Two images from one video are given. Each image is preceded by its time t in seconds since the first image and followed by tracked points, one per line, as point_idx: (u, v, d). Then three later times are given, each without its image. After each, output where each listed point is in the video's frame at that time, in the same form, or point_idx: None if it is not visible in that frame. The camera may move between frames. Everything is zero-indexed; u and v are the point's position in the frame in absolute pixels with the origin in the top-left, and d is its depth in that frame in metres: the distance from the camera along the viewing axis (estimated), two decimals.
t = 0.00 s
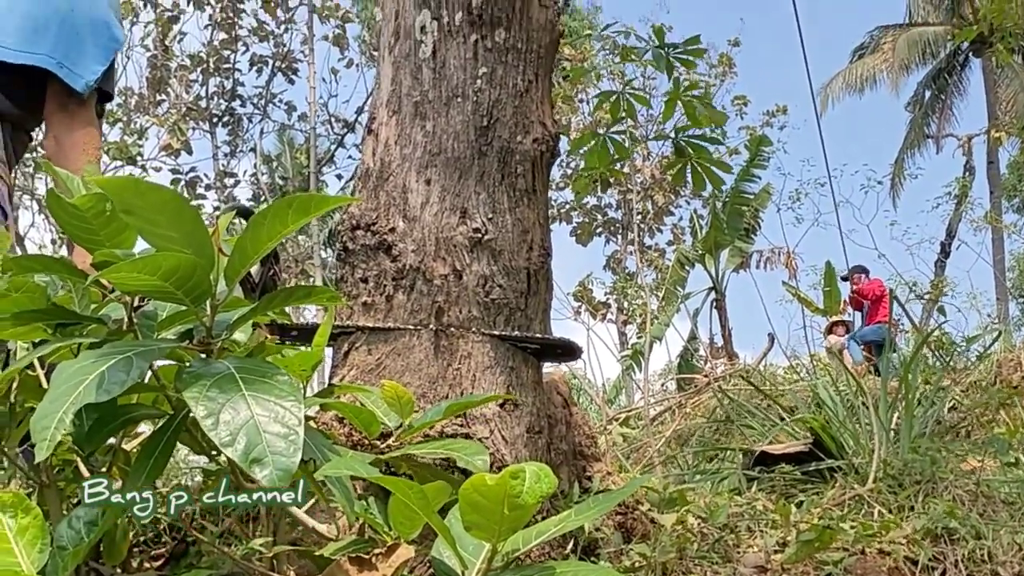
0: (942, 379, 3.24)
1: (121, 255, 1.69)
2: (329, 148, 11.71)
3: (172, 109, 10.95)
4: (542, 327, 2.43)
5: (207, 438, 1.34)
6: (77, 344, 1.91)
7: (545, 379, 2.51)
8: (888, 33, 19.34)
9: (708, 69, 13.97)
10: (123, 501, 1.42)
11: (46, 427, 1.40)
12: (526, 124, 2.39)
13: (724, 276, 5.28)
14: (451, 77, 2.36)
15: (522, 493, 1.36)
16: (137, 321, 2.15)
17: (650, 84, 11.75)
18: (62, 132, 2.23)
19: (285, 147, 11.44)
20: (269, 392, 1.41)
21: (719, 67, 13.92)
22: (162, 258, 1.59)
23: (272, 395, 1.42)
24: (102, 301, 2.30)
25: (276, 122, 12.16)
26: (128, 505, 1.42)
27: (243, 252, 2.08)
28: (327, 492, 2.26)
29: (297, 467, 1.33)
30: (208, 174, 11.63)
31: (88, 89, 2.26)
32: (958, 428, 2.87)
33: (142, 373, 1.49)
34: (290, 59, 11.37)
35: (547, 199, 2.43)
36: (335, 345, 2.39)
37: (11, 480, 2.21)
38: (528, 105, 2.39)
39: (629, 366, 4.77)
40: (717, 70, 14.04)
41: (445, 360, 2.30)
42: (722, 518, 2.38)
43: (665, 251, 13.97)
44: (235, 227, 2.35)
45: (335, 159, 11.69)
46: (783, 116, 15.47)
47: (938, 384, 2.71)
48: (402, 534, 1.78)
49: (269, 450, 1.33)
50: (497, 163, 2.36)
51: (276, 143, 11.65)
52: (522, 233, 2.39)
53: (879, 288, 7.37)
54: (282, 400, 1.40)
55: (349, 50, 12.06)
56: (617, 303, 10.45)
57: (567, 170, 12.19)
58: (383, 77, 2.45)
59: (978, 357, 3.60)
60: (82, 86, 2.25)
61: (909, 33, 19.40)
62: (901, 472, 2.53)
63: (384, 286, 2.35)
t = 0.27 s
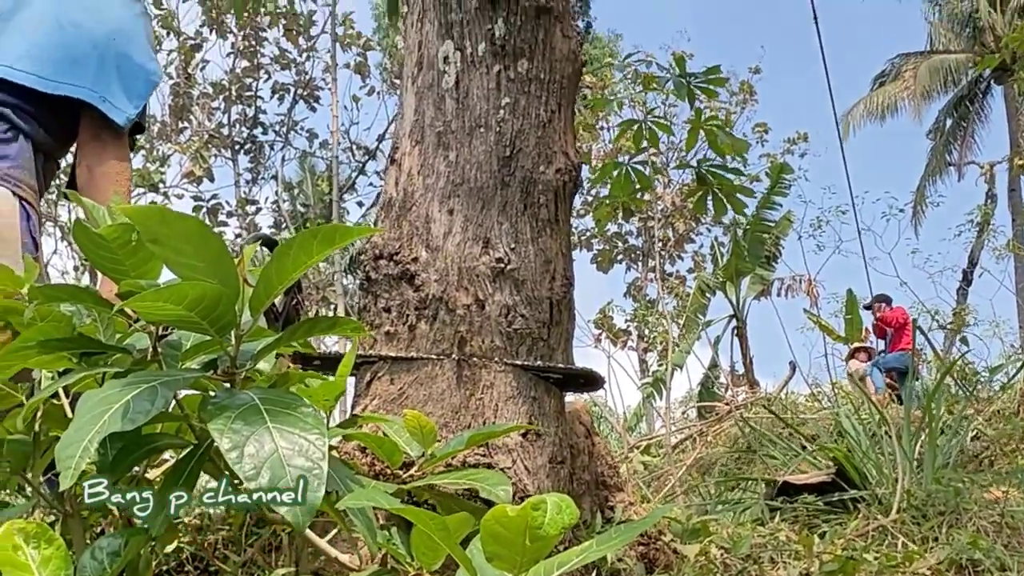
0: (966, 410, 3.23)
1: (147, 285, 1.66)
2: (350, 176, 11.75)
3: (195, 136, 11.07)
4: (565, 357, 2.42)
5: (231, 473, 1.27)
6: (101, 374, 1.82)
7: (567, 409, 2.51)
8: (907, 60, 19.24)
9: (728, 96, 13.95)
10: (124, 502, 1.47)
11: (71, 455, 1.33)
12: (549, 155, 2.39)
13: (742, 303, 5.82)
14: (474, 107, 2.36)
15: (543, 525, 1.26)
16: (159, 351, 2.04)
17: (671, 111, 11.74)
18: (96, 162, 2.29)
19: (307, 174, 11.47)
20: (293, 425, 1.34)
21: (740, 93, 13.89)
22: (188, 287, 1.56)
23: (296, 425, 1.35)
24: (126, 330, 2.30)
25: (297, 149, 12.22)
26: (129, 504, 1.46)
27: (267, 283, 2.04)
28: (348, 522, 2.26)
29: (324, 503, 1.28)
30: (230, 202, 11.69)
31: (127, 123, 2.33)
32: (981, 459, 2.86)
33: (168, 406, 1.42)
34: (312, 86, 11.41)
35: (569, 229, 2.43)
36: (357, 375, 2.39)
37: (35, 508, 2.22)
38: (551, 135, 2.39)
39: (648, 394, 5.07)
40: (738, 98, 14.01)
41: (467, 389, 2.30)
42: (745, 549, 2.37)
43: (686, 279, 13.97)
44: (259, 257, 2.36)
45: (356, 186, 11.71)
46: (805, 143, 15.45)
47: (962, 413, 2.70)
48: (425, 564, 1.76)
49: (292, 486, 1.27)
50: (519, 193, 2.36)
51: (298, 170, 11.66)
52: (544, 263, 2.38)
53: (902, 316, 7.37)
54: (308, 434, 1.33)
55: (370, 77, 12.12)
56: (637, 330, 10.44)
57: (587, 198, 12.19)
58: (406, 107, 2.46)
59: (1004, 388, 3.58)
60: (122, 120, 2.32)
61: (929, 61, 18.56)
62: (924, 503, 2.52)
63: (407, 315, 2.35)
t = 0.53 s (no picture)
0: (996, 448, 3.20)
1: (175, 318, 1.66)
2: (376, 206, 11.79)
3: (222, 167, 11.23)
4: (591, 391, 2.42)
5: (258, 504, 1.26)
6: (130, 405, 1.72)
7: (593, 441, 2.51)
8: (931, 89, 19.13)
9: (752, 127, 13.99)
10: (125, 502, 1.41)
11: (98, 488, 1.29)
12: (575, 188, 2.39)
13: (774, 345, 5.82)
14: (501, 141, 2.36)
15: (572, 561, 1.21)
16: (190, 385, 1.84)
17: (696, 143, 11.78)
18: (116, 195, 2.24)
19: (331, 203, 11.51)
20: (319, 457, 1.32)
21: (764, 124, 13.93)
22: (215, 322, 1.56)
23: (322, 456, 1.33)
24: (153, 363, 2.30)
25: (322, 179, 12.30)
26: (130, 504, 1.40)
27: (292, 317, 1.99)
28: (374, 555, 2.25)
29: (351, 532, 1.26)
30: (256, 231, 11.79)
31: (148, 156, 2.26)
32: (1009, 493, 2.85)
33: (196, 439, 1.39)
34: (338, 117, 11.48)
35: (595, 262, 2.43)
36: (383, 408, 2.39)
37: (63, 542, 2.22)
38: (577, 168, 2.39)
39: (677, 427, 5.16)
40: (762, 128, 14.04)
41: (493, 422, 2.29)
42: None
43: (710, 310, 13.97)
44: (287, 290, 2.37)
45: (381, 216, 11.74)
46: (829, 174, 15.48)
47: (990, 446, 2.68)
48: None
49: (318, 513, 1.25)
50: (546, 226, 2.36)
51: (323, 200, 11.67)
52: (570, 296, 2.38)
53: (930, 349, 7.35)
54: (334, 463, 1.31)
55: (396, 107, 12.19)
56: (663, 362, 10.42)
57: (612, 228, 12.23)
58: (433, 140, 2.46)
59: None
60: (142, 154, 2.25)
61: (953, 92, 18.05)
62: (953, 538, 2.49)
63: (433, 348, 2.35)
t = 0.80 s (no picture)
0: None
1: (206, 349, 1.63)
2: (402, 235, 11.78)
3: (250, 197, 11.36)
4: (619, 422, 2.41)
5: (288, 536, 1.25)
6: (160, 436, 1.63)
7: (622, 472, 2.51)
8: (956, 117, 18.98)
9: (780, 156, 13.98)
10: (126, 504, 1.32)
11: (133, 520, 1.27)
12: (604, 219, 2.39)
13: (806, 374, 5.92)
14: (530, 172, 2.37)
15: None
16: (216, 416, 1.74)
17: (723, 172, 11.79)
18: (139, 226, 2.15)
19: (358, 232, 11.50)
20: (350, 490, 1.30)
21: (791, 153, 13.93)
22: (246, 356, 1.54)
23: (352, 490, 1.32)
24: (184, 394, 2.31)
25: (349, 208, 12.35)
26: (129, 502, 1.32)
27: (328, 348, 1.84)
28: None
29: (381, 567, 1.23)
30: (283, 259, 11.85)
31: (173, 187, 2.17)
32: None
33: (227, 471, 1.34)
34: (365, 146, 11.53)
35: (624, 293, 2.42)
36: (412, 438, 2.39)
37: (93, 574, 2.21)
38: (606, 200, 2.39)
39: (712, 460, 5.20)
40: (789, 157, 14.03)
41: (522, 454, 2.29)
42: None
43: (737, 339, 13.95)
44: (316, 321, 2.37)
45: (409, 246, 11.72)
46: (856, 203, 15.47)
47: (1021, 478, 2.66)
48: None
49: (349, 548, 1.24)
50: (574, 257, 2.36)
51: (350, 230, 11.67)
52: (599, 327, 2.38)
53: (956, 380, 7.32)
54: (365, 497, 1.29)
55: (422, 137, 12.21)
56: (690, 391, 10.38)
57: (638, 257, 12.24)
58: (462, 171, 2.47)
59: None
60: (166, 184, 2.16)
61: (982, 120, 17.31)
62: (983, 570, 2.47)
63: (462, 379, 2.35)
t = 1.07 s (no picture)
0: None
1: (244, 385, 1.59)
2: (437, 266, 11.77)
3: (285, 228, 11.49)
4: (654, 458, 2.40)
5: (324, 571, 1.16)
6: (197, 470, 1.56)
7: (656, 508, 2.50)
8: (991, 148, 18.80)
9: (815, 188, 13.95)
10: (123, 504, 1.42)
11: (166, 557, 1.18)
12: (639, 255, 2.39)
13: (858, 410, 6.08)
14: (565, 208, 2.37)
15: None
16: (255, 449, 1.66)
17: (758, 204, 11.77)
18: (180, 260, 2.15)
19: (393, 264, 11.50)
20: (386, 523, 1.23)
21: (827, 185, 13.89)
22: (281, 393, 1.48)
23: (389, 524, 1.24)
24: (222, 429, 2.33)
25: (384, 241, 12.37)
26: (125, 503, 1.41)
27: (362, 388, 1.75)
28: None
29: None
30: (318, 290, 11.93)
31: (215, 220, 2.18)
32: None
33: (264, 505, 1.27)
34: (400, 178, 11.59)
35: (659, 328, 2.42)
36: (447, 473, 2.39)
37: None
38: (641, 236, 2.40)
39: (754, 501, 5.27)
40: (825, 189, 13.99)
41: (557, 489, 2.27)
42: None
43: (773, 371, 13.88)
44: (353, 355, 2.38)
45: (443, 277, 11.71)
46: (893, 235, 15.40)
47: None
48: None
49: None
50: (610, 292, 2.36)
51: (384, 261, 11.69)
52: (634, 363, 2.37)
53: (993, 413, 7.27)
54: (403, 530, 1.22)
55: (457, 168, 12.24)
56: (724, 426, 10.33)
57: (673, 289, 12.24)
58: (497, 207, 2.48)
59: None
60: (208, 218, 2.17)
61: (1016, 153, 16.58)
62: None
63: (497, 414, 2.35)
